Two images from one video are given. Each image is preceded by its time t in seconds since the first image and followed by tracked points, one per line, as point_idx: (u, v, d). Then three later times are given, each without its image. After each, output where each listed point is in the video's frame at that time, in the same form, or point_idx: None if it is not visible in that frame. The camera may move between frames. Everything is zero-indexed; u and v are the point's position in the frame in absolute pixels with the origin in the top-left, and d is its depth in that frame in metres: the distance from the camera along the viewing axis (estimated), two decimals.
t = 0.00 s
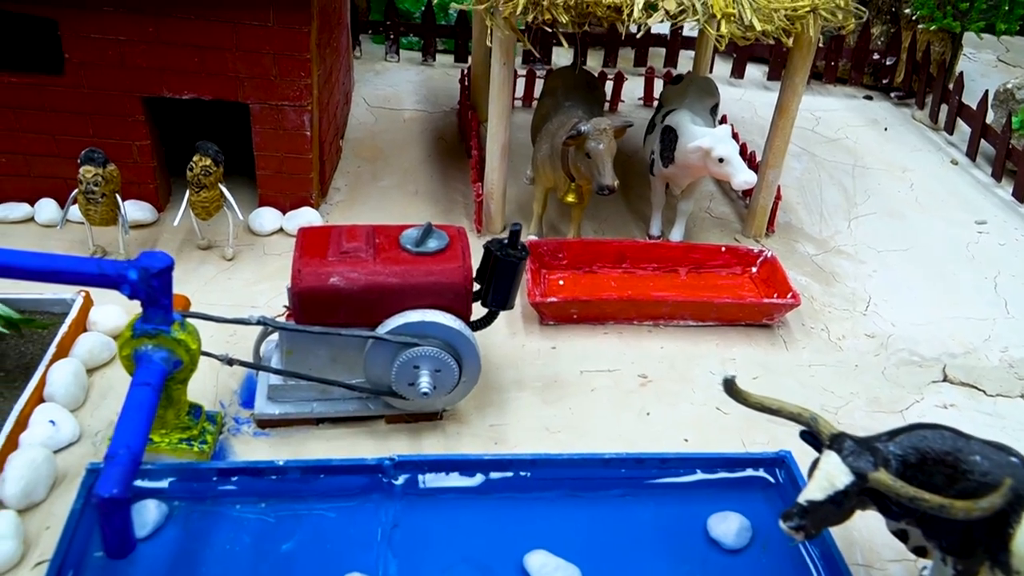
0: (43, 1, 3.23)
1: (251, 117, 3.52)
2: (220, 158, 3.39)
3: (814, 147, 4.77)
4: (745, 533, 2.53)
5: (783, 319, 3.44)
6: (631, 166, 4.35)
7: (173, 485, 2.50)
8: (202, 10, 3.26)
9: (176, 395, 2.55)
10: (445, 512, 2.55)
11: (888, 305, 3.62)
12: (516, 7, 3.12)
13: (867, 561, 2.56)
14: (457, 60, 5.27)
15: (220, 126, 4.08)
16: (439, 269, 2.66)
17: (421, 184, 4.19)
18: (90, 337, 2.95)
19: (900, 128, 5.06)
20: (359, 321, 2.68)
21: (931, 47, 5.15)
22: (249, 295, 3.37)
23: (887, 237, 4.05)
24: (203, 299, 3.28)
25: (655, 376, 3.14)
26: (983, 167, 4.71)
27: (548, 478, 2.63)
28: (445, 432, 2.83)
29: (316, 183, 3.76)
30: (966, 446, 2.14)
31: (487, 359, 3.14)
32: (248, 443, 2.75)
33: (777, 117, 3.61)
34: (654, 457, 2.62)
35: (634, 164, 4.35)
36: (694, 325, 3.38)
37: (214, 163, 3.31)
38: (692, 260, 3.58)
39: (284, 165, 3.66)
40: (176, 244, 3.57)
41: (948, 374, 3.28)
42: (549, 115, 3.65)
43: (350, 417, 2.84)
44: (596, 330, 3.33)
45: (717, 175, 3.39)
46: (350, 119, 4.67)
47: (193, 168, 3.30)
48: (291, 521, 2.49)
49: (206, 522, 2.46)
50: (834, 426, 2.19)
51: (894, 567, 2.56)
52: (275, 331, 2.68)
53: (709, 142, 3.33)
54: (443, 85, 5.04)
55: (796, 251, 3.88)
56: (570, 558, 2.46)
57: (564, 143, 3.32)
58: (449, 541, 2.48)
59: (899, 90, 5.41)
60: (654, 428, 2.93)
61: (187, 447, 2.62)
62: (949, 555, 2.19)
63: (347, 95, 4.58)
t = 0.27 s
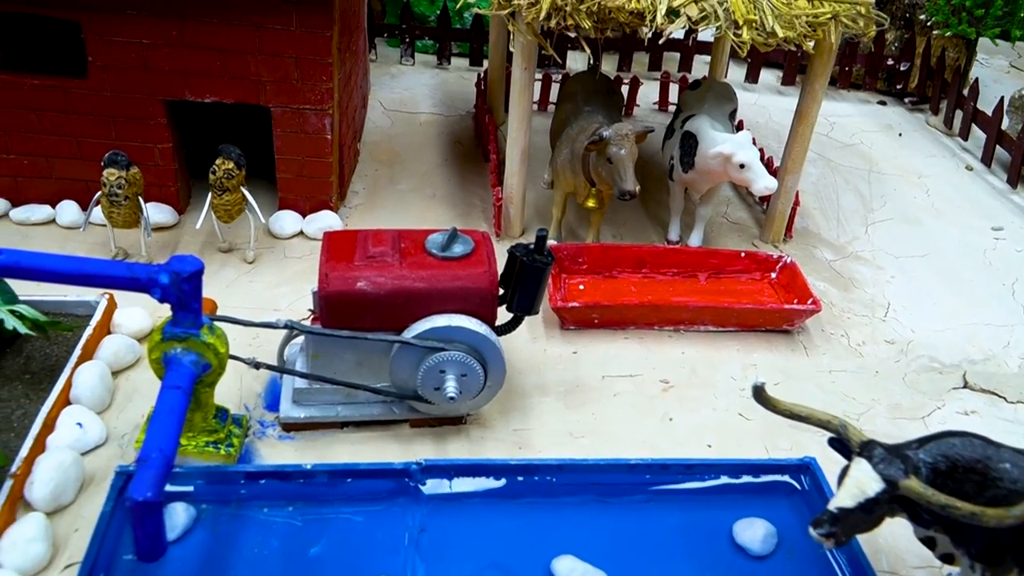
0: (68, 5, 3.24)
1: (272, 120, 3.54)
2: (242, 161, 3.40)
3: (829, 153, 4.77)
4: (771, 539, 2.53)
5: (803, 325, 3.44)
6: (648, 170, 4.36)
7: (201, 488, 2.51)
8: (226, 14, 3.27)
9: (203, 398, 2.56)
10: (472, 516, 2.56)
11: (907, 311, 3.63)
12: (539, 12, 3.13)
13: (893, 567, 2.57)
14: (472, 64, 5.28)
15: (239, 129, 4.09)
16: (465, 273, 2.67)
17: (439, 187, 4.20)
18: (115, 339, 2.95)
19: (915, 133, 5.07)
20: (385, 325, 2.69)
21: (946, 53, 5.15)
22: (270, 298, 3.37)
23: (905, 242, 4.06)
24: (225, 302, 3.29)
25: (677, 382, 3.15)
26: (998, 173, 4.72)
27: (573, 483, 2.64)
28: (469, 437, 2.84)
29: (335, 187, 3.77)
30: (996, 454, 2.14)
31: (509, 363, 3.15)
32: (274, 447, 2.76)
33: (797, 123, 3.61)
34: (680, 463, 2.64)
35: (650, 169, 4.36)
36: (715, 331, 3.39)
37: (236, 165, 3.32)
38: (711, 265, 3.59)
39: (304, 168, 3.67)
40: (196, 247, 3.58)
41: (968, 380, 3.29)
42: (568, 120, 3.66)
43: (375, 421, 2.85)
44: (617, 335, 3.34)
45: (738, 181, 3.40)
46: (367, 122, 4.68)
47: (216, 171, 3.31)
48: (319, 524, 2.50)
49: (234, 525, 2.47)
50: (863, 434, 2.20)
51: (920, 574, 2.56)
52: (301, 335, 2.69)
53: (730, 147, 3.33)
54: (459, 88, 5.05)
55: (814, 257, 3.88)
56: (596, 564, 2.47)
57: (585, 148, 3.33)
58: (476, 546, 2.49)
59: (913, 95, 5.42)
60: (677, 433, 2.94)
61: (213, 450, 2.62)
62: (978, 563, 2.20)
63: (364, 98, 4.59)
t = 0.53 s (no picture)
0: (93, 8, 3.26)
1: (294, 124, 3.55)
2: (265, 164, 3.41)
3: (845, 158, 4.78)
4: (796, 545, 2.54)
5: (824, 331, 3.45)
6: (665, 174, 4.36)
7: (228, 492, 2.51)
8: (250, 18, 3.30)
9: (231, 402, 2.57)
10: (498, 521, 2.57)
11: (926, 317, 3.63)
12: (564, 17, 3.14)
13: (918, 573, 2.57)
14: (488, 67, 5.28)
15: (258, 132, 4.10)
16: (492, 278, 2.68)
17: (456, 191, 4.20)
18: (139, 342, 2.97)
19: (930, 138, 5.07)
20: (411, 329, 2.70)
21: (961, 58, 5.15)
22: (292, 301, 3.38)
23: (923, 248, 4.06)
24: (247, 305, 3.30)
25: (699, 387, 3.16)
26: (1015, 179, 4.72)
27: (599, 488, 2.64)
28: (494, 441, 2.85)
29: (355, 190, 3.78)
30: None
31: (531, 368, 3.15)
32: (300, 450, 2.77)
33: (817, 128, 3.62)
34: (706, 468, 2.64)
35: (667, 173, 4.37)
36: (735, 336, 3.40)
37: (259, 169, 3.33)
38: (731, 270, 3.59)
39: (325, 171, 3.68)
40: (217, 250, 3.59)
41: (989, 386, 3.29)
42: (589, 124, 3.67)
43: (399, 424, 2.85)
44: (638, 340, 3.35)
45: (759, 186, 3.41)
46: (383, 125, 4.69)
47: (238, 175, 3.32)
48: (346, 528, 2.51)
49: (262, 529, 2.48)
50: (894, 441, 2.20)
51: None
52: (328, 338, 2.70)
53: (752, 153, 3.34)
54: (474, 91, 5.06)
55: (833, 262, 3.89)
56: (623, 569, 2.47)
57: (607, 153, 3.34)
58: (503, 551, 2.50)
59: (928, 100, 5.43)
60: (700, 438, 2.95)
61: (240, 453, 2.63)
62: (1006, 569, 2.20)
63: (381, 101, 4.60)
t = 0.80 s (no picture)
0: (119, 12, 3.29)
1: (317, 127, 3.56)
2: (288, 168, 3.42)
3: (862, 163, 4.78)
4: (824, 552, 2.54)
5: (845, 336, 3.45)
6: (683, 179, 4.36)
7: (257, 496, 2.51)
8: (275, 23, 3.31)
9: (260, 406, 2.58)
10: (526, 526, 2.57)
11: (947, 323, 3.63)
12: (590, 22, 3.15)
13: None
14: (504, 70, 5.27)
15: (277, 135, 4.10)
16: (520, 283, 2.69)
17: (475, 195, 4.20)
18: (165, 345, 2.97)
19: (946, 143, 5.07)
20: (438, 334, 2.71)
21: (978, 63, 5.14)
22: (314, 304, 3.39)
23: (942, 254, 4.06)
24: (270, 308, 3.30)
25: (722, 392, 3.16)
26: None
27: (626, 494, 2.65)
28: (519, 446, 2.85)
29: (376, 193, 3.79)
30: None
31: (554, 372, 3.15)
32: (326, 454, 2.77)
33: (839, 134, 3.63)
34: (733, 475, 2.65)
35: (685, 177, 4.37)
36: (757, 341, 3.40)
37: (283, 172, 3.34)
38: (752, 275, 3.59)
39: (347, 175, 3.69)
40: (239, 252, 3.60)
41: (1011, 393, 3.29)
42: (610, 129, 3.67)
43: (425, 428, 2.86)
44: (660, 345, 3.35)
45: (782, 192, 3.42)
46: (401, 128, 4.69)
47: (262, 178, 3.34)
48: (374, 533, 2.51)
49: (291, 533, 2.48)
50: (927, 448, 2.20)
51: None
52: (356, 343, 2.70)
53: (775, 159, 3.35)
54: (491, 95, 5.06)
55: (852, 267, 3.89)
56: None
57: (631, 158, 3.34)
58: (531, 556, 2.50)
59: (943, 105, 5.43)
60: (725, 444, 2.95)
61: (268, 457, 2.63)
62: None
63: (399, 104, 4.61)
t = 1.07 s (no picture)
0: (144, 15, 3.28)
1: (340, 131, 3.56)
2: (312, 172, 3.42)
3: (881, 168, 4.77)
4: (855, 560, 2.53)
5: (869, 343, 3.44)
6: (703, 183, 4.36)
7: (287, 501, 2.51)
8: (301, 26, 3.31)
9: (290, 411, 2.58)
10: (555, 532, 2.56)
11: (971, 330, 3.62)
12: (616, 26, 3.14)
13: None
14: (521, 74, 5.26)
15: (298, 138, 4.10)
16: (549, 289, 2.68)
17: (496, 199, 4.20)
18: (191, 349, 2.97)
19: (964, 149, 5.06)
20: (467, 339, 2.70)
21: (997, 69, 5.11)
22: (338, 309, 3.39)
23: (963, 260, 4.05)
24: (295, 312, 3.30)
25: (747, 399, 3.15)
26: None
27: (655, 501, 2.64)
28: (546, 452, 2.84)
29: (398, 197, 3.79)
30: None
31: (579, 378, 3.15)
32: (353, 459, 2.76)
33: (863, 139, 3.62)
34: (763, 482, 2.65)
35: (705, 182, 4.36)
36: (782, 347, 3.39)
37: (307, 176, 3.34)
38: (776, 281, 3.58)
39: (369, 178, 3.69)
40: (262, 256, 3.60)
41: None
42: (633, 134, 3.67)
43: (451, 434, 2.85)
44: (684, 350, 3.34)
45: (806, 198, 3.41)
46: (419, 132, 4.70)
47: (287, 182, 3.34)
48: (404, 538, 2.50)
49: (320, 538, 2.47)
50: (963, 458, 2.20)
51: None
52: (384, 348, 2.70)
53: (800, 164, 3.34)
54: (509, 98, 5.05)
55: (875, 273, 3.88)
56: None
57: (656, 163, 3.33)
58: (561, 563, 2.49)
59: (961, 110, 5.42)
60: (752, 451, 2.94)
61: (297, 462, 2.63)
62: None
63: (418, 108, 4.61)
